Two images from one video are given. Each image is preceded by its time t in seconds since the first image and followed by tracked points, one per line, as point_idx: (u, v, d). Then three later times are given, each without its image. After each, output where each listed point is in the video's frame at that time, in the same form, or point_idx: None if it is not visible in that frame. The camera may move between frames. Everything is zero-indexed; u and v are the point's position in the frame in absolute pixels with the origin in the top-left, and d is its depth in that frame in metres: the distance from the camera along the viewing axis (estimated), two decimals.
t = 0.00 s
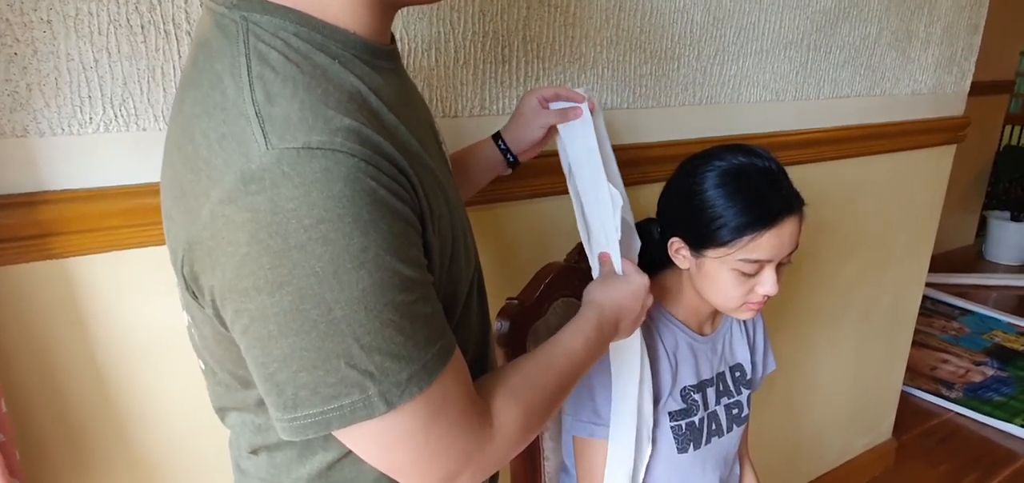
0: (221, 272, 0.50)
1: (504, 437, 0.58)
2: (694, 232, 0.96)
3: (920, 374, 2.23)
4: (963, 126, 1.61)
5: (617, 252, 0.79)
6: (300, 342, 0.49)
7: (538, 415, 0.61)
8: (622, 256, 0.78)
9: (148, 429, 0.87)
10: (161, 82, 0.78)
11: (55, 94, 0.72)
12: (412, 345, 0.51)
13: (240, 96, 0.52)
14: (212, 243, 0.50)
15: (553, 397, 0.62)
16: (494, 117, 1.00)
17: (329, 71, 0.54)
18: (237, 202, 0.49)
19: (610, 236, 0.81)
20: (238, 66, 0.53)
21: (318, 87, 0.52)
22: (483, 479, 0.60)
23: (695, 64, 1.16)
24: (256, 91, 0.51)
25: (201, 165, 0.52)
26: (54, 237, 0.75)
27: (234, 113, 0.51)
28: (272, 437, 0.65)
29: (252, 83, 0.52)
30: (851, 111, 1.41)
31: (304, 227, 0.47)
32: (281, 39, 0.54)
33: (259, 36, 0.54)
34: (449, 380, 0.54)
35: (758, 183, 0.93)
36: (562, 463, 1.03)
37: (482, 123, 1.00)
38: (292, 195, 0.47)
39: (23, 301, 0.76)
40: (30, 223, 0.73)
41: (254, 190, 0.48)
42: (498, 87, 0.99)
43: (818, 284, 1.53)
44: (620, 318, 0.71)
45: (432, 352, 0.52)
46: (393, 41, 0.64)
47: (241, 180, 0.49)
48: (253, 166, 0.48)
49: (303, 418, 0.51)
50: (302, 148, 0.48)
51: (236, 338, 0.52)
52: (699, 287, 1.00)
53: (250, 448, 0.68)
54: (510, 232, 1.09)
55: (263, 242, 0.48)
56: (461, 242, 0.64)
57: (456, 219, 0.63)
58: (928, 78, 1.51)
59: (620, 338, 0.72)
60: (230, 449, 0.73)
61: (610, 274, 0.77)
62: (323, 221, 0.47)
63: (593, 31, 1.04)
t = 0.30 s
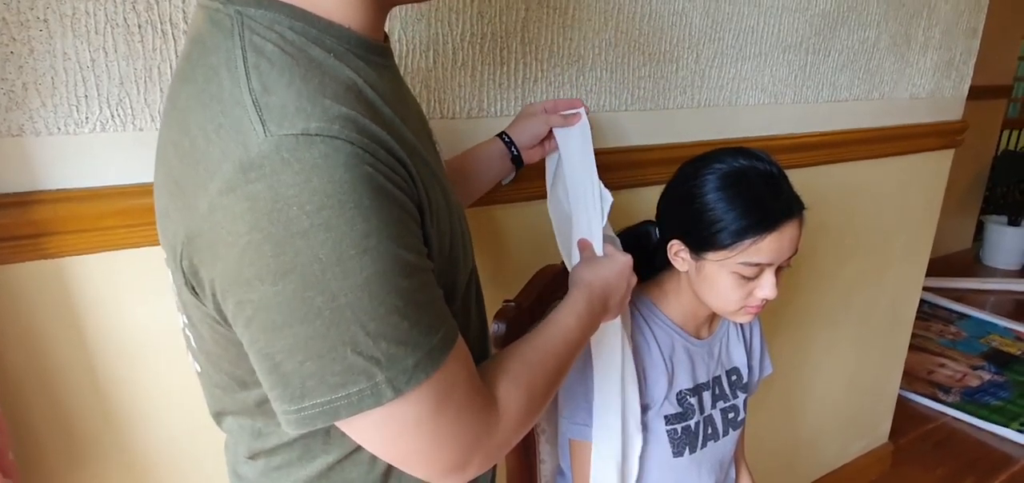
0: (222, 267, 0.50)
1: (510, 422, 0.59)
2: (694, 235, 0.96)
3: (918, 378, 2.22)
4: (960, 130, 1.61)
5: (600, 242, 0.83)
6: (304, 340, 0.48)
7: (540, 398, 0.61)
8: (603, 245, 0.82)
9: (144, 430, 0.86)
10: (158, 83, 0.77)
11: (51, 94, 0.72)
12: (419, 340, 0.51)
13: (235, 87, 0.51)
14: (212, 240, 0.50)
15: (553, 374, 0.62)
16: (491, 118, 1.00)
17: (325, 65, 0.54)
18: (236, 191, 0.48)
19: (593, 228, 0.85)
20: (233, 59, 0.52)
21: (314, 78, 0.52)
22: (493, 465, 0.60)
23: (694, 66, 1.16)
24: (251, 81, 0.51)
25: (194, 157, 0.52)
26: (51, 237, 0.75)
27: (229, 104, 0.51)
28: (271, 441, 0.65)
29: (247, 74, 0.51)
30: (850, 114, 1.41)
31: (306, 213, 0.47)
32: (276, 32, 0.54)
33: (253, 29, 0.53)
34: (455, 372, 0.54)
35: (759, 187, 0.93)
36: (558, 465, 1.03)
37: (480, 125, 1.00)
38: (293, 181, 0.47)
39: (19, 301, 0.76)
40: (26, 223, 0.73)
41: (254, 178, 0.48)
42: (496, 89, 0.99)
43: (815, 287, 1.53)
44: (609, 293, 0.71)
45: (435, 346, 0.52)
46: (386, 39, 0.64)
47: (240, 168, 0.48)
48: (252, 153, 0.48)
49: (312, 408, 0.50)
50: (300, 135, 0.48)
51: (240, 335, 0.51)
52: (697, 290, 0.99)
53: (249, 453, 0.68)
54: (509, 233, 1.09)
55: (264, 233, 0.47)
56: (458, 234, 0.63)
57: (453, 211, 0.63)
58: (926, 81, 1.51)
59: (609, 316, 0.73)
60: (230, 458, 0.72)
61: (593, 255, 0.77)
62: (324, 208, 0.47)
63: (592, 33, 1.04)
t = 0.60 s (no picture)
0: (231, 263, 0.50)
1: (552, 352, 0.61)
2: (698, 236, 0.96)
3: (916, 383, 2.23)
4: (960, 137, 1.62)
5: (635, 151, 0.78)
6: (317, 329, 0.50)
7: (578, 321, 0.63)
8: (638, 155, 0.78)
9: (145, 429, 0.87)
10: (162, 84, 0.78)
11: (56, 94, 0.72)
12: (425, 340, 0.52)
13: (234, 79, 0.51)
14: (219, 234, 0.50)
15: (593, 299, 0.63)
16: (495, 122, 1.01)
17: (322, 56, 0.54)
18: (243, 175, 0.48)
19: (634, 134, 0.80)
20: (232, 53, 0.52)
21: (313, 68, 0.52)
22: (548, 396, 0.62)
23: (696, 71, 1.16)
24: (249, 72, 0.51)
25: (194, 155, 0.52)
26: (54, 237, 0.75)
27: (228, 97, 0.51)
28: (270, 438, 0.66)
29: (246, 67, 0.52)
30: (851, 120, 1.42)
31: (317, 191, 0.48)
32: (274, 27, 0.54)
33: (251, 25, 0.53)
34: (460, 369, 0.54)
35: (762, 190, 0.93)
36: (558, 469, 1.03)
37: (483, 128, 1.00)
38: (299, 161, 0.47)
39: (19, 300, 0.76)
40: (26, 223, 0.73)
41: (260, 161, 0.48)
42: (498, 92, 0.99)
43: (814, 293, 1.53)
44: (634, 212, 0.70)
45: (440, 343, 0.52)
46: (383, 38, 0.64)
47: (244, 153, 0.48)
48: (256, 137, 0.48)
49: (341, 381, 0.52)
50: (303, 116, 0.48)
51: (256, 313, 0.52)
52: (698, 294, 1.00)
53: (249, 455, 0.68)
54: (512, 236, 1.09)
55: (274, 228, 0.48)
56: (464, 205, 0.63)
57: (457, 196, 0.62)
58: (926, 88, 1.52)
59: (632, 227, 0.72)
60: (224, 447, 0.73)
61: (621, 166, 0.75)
62: (334, 182, 0.48)
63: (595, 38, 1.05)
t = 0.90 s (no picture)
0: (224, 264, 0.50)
1: (512, 407, 0.58)
2: (702, 242, 0.96)
3: (919, 387, 2.22)
4: (964, 142, 1.62)
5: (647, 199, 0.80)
6: (304, 341, 0.50)
7: (549, 383, 0.60)
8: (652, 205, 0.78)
9: (150, 432, 0.87)
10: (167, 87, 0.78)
11: (61, 97, 0.72)
12: (418, 328, 0.52)
13: (209, 80, 0.53)
14: (210, 236, 0.50)
15: (569, 365, 0.61)
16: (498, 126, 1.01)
17: (306, 60, 0.55)
18: (200, 176, 0.50)
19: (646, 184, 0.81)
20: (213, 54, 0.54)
21: (288, 73, 0.53)
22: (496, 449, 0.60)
23: (700, 75, 1.16)
24: (221, 74, 0.53)
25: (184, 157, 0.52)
26: (60, 239, 0.75)
27: (201, 98, 0.53)
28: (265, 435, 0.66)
29: (222, 69, 0.53)
30: (854, 124, 1.42)
31: (267, 197, 0.48)
32: (261, 31, 0.55)
33: (238, 28, 0.55)
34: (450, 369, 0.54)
35: (767, 197, 0.94)
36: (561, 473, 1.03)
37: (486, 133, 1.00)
38: (252, 165, 0.48)
39: (24, 302, 0.76)
40: (33, 225, 0.73)
41: (215, 163, 0.49)
42: (502, 96, 1.00)
43: (817, 297, 1.53)
44: (639, 270, 0.69)
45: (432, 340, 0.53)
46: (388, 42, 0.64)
47: (205, 154, 0.50)
48: (216, 140, 0.50)
49: (292, 389, 0.52)
50: (260, 122, 0.49)
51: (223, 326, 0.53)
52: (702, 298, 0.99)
53: (249, 446, 0.68)
54: (511, 239, 1.09)
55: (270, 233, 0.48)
56: (444, 219, 0.62)
57: (442, 205, 0.62)
58: (930, 92, 1.52)
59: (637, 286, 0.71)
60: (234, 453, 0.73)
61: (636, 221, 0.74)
62: (284, 191, 0.48)
63: (599, 42, 1.05)
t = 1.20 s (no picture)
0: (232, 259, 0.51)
1: (502, 427, 0.58)
2: (703, 246, 0.96)
3: (921, 392, 2.22)
4: (966, 145, 1.62)
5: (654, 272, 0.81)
6: (311, 335, 0.50)
7: (539, 413, 0.61)
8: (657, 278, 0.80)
9: (153, 429, 0.87)
10: (175, 89, 0.78)
11: (69, 98, 0.73)
12: (421, 329, 0.52)
13: (233, 73, 0.54)
14: (217, 227, 0.51)
15: (560, 403, 0.62)
16: (502, 127, 1.01)
17: (327, 60, 0.55)
18: (222, 166, 0.51)
19: (653, 255, 0.83)
20: (238, 47, 0.55)
21: (309, 70, 0.53)
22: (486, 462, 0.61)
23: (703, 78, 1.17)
24: (244, 68, 0.53)
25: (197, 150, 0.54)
26: (67, 239, 0.75)
27: (224, 89, 0.53)
28: (265, 426, 0.66)
29: (245, 63, 0.54)
30: (857, 127, 1.42)
31: (282, 190, 0.48)
32: (283, 28, 0.56)
33: (262, 24, 0.56)
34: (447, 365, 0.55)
35: (769, 204, 0.94)
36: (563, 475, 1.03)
37: (490, 134, 1.00)
38: (271, 158, 0.49)
39: (29, 300, 0.76)
40: (43, 224, 0.73)
41: (237, 154, 0.50)
42: (507, 98, 1.00)
43: (819, 300, 1.53)
44: (641, 337, 0.71)
45: (438, 335, 0.54)
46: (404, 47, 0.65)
47: (226, 145, 0.51)
48: (236, 132, 0.51)
49: (294, 380, 0.52)
50: (282, 116, 0.50)
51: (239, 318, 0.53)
52: (703, 301, 1.00)
53: (249, 437, 0.69)
54: (513, 241, 1.09)
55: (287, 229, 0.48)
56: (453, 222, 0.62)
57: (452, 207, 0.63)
58: (933, 96, 1.52)
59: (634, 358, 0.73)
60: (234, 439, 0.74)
61: (641, 293, 0.78)
62: (299, 185, 0.48)
63: (603, 45, 1.05)
